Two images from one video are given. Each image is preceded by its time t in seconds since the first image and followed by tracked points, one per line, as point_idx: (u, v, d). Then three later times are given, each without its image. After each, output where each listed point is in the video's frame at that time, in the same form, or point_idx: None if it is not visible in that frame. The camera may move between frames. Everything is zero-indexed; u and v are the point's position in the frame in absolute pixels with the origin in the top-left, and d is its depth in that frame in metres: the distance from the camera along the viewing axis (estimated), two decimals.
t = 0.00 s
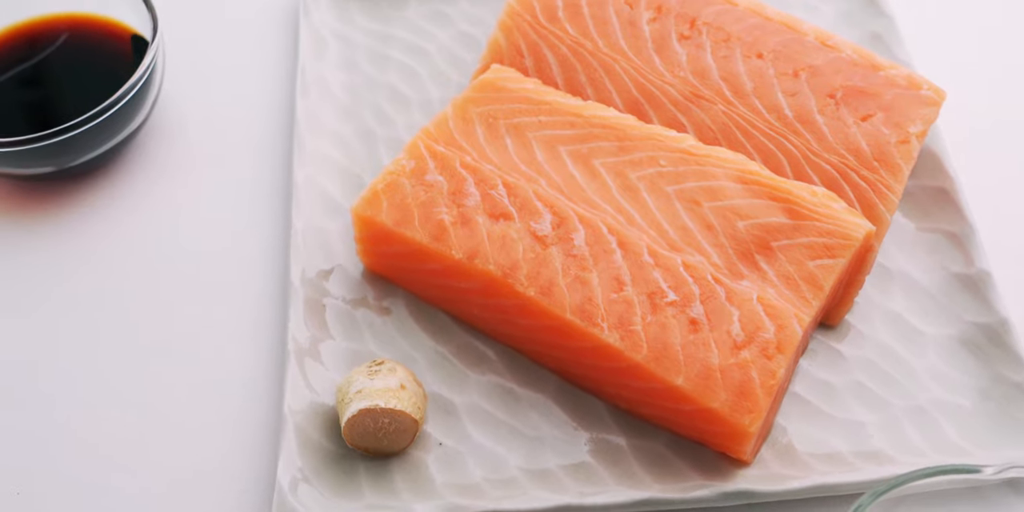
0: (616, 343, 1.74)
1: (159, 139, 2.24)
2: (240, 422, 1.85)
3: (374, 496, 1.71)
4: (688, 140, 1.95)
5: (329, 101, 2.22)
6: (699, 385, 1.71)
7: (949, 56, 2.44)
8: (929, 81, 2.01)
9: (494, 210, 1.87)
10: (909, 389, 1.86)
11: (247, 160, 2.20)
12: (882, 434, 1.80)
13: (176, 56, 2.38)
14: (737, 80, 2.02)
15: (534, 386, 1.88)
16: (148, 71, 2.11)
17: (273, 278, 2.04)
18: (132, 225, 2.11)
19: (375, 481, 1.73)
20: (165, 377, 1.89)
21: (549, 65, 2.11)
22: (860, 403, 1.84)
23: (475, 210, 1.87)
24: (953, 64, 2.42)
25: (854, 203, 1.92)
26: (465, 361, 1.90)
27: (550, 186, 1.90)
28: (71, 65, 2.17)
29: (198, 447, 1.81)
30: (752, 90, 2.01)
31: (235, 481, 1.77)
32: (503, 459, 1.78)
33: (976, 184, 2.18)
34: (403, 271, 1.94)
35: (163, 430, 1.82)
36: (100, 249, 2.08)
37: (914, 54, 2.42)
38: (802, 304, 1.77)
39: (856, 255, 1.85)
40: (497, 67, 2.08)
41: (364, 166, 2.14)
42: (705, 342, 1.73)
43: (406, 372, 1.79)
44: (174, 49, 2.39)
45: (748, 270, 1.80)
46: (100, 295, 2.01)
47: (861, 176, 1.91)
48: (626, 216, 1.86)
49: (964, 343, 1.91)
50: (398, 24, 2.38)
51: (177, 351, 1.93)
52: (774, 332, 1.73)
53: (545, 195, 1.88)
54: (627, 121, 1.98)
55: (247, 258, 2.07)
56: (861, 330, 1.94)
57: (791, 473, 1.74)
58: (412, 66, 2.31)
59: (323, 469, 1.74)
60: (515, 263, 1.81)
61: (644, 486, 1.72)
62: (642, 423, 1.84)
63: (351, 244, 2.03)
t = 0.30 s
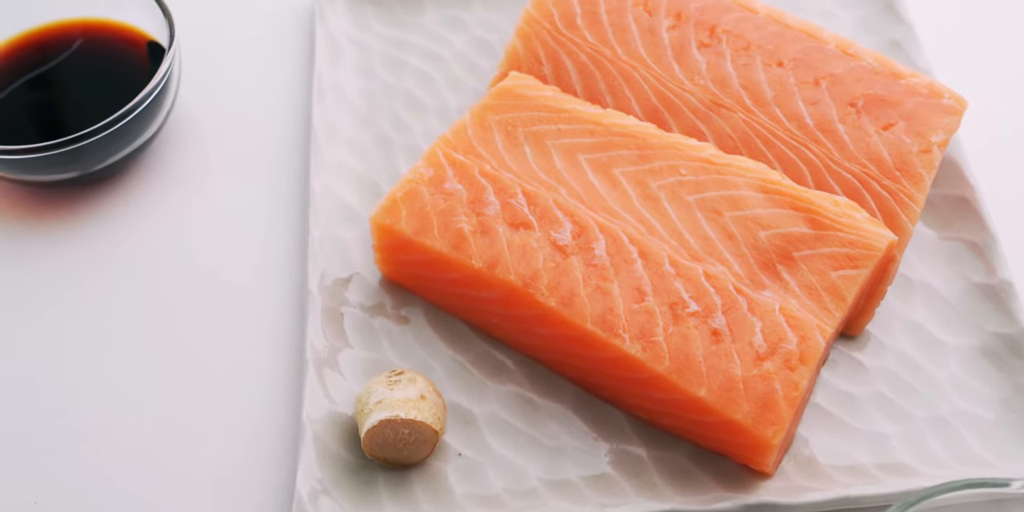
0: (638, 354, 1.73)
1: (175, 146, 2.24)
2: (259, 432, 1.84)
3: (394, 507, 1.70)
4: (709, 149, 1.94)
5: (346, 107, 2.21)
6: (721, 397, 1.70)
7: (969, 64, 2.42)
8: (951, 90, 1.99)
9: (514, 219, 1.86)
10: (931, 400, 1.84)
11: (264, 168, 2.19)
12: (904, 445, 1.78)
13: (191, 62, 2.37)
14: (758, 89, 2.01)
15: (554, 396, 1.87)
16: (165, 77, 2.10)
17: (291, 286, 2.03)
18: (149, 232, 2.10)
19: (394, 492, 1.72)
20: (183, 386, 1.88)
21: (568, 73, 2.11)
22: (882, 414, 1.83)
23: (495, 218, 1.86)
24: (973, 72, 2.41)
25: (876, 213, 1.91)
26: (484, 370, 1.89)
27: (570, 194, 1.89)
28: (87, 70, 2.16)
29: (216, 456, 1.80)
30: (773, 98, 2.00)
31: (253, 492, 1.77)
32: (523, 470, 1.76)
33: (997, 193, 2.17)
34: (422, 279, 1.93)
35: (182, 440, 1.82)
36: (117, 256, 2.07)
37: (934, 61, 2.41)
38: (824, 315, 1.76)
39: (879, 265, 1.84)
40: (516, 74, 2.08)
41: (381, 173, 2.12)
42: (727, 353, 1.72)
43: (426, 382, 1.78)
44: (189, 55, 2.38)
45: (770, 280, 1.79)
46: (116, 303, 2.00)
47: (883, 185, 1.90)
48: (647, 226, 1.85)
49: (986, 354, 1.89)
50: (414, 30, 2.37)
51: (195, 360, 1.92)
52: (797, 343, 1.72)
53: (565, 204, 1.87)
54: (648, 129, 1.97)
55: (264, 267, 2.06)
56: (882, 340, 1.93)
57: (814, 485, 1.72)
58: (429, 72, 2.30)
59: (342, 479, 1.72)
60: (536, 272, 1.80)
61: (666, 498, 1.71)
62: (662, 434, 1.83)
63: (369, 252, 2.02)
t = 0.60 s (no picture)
0: (661, 366, 1.71)
1: (191, 152, 2.23)
2: (278, 443, 1.84)
3: None
4: (729, 158, 1.93)
5: (362, 114, 2.20)
6: (745, 409, 1.68)
7: (989, 71, 2.41)
8: (971, 99, 1.98)
9: (534, 228, 1.84)
10: (954, 411, 1.83)
11: (280, 175, 2.18)
12: (927, 457, 1.77)
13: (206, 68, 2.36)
14: (778, 97, 2.00)
15: (574, 407, 1.86)
16: (181, 84, 2.09)
17: (309, 295, 2.03)
18: (167, 240, 2.10)
19: (414, 503, 1.71)
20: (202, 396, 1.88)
21: (586, 80, 2.09)
22: (903, 425, 1.82)
23: (515, 227, 1.85)
24: (994, 79, 2.39)
25: (898, 223, 1.89)
26: (504, 381, 1.88)
27: (590, 203, 1.88)
28: (102, 76, 2.15)
29: (236, 467, 1.80)
30: (793, 106, 1.99)
31: (273, 504, 1.76)
32: (543, 481, 1.75)
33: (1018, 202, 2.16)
34: (441, 288, 1.92)
35: (201, 452, 1.81)
36: (134, 264, 2.06)
37: (954, 69, 2.40)
38: (847, 326, 1.75)
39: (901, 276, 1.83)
40: (534, 82, 2.06)
41: (398, 181, 2.11)
42: (750, 365, 1.70)
43: (446, 393, 1.77)
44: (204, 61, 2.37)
45: (793, 291, 1.78)
46: (133, 311, 1.99)
47: (905, 195, 1.89)
48: (668, 235, 1.84)
49: (1009, 365, 1.88)
50: (430, 36, 2.36)
51: (214, 370, 1.92)
52: (820, 355, 1.71)
53: (585, 213, 1.86)
54: (668, 137, 1.96)
55: (282, 276, 2.05)
56: (903, 351, 1.92)
57: (837, 497, 1.71)
58: (445, 78, 2.29)
59: (361, 490, 1.71)
60: (557, 282, 1.79)
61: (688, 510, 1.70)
62: (683, 445, 1.82)
63: (387, 261, 2.01)
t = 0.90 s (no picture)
0: (690, 381, 1.70)
1: (212, 161, 2.21)
2: (302, 456, 1.82)
3: None
4: (757, 170, 1.91)
5: (384, 123, 2.19)
6: (775, 425, 1.67)
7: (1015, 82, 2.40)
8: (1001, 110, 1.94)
9: (561, 241, 1.83)
10: (985, 427, 1.81)
11: (302, 185, 2.17)
12: (958, 473, 1.75)
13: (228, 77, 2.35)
14: (806, 109, 1.98)
15: (600, 421, 1.84)
16: (204, 93, 2.08)
17: (332, 306, 2.01)
18: (190, 250, 2.09)
19: None
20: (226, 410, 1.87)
21: (612, 91, 2.08)
22: (933, 441, 1.80)
23: (541, 240, 1.84)
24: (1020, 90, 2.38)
25: (928, 236, 1.88)
26: (530, 394, 1.86)
27: (617, 216, 1.86)
28: (124, 84, 2.14)
29: (260, 480, 1.79)
30: (821, 118, 1.97)
31: None
32: (570, 496, 1.73)
33: None
34: (466, 300, 1.90)
35: (225, 464, 1.80)
36: (157, 274, 2.05)
37: (980, 80, 2.39)
38: (878, 341, 1.73)
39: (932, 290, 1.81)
40: (559, 92, 2.05)
41: (421, 191, 2.10)
42: (781, 380, 1.69)
43: (473, 407, 1.75)
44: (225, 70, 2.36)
45: (822, 305, 1.76)
46: (156, 321, 1.98)
47: (935, 208, 1.87)
48: (696, 248, 1.83)
49: None
50: (452, 45, 2.34)
51: (238, 381, 1.91)
52: (851, 370, 1.69)
53: (612, 225, 1.85)
54: (695, 149, 1.94)
55: (304, 287, 2.04)
56: (932, 366, 1.90)
57: None
58: (467, 88, 2.27)
59: (387, 505, 1.70)
60: (585, 295, 1.78)
61: None
62: (711, 460, 1.80)
63: (411, 272, 2.00)
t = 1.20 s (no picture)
0: (722, 398, 1.68)
1: (234, 171, 2.20)
2: (330, 471, 1.81)
3: None
4: (788, 184, 1.89)
5: (408, 133, 2.17)
6: (809, 443, 1.65)
7: None
8: None
9: (590, 255, 1.81)
10: (1018, 444, 1.79)
11: (326, 195, 2.16)
12: (991, 491, 1.74)
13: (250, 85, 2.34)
14: (836, 121, 1.96)
15: (629, 436, 1.82)
16: (227, 103, 2.06)
17: (357, 318, 2.00)
18: (213, 262, 2.07)
19: None
20: (253, 426, 1.86)
21: (638, 101, 2.06)
22: (966, 458, 1.78)
23: (570, 253, 1.82)
24: None
25: (960, 251, 1.86)
26: (558, 409, 1.85)
27: (647, 229, 1.85)
28: (146, 94, 2.12)
29: (288, 495, 1.78)
30: (851, 130, 1.95)
31: None
32: None
33: None
34: (493, 314, 1.89)
35: (251, 480, 1.79)
36: (180, 286, 2.04)
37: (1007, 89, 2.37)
38: (912, 358, 1.71)
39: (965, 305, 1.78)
40: (585, 103, 2.03)
41: (446, 202, 2.08)
42: (814, 397, 1.67)
43: (502, 423, 1.73)
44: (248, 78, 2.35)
45: (855, 320, 1.74)
46: (181, 333, 1.97)
47: (967, 222, 1.85)
48: (727, 263, 1.81)
49: None
50: (476, 54, 2.32)
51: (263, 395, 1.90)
52: (885, 388, 1.67)
53: (642, 239, 1.83)
54: (724, 162, 1.92)
55: (329, 299, 2.03)
56: (963, 381, 1.88)
57: None
58: (491, 97, 2.26)
59: None
60: (615, 310, 1.76)
61: None
62: (742, 476, 1.79)
63: (437, 285, 1.98)
